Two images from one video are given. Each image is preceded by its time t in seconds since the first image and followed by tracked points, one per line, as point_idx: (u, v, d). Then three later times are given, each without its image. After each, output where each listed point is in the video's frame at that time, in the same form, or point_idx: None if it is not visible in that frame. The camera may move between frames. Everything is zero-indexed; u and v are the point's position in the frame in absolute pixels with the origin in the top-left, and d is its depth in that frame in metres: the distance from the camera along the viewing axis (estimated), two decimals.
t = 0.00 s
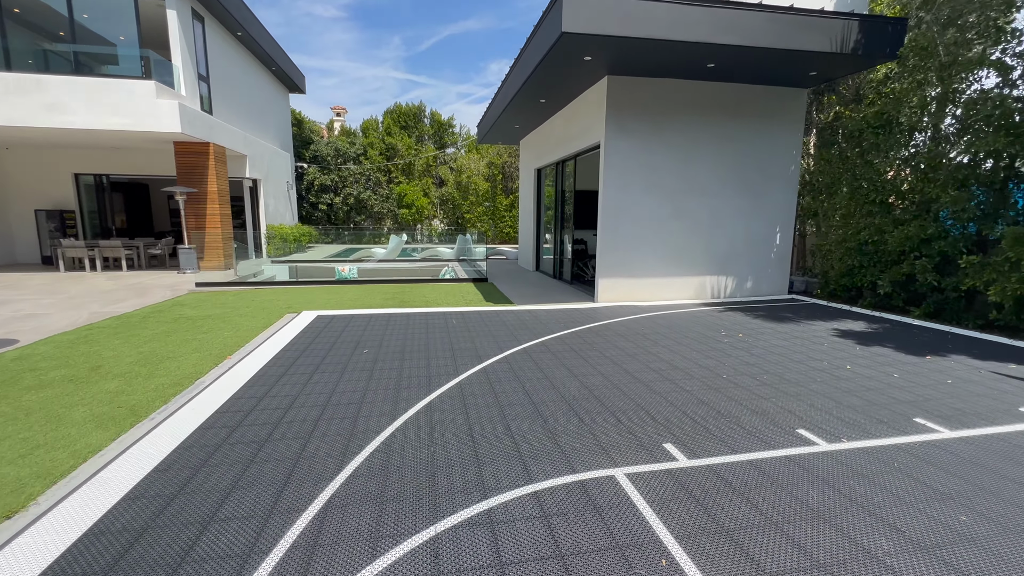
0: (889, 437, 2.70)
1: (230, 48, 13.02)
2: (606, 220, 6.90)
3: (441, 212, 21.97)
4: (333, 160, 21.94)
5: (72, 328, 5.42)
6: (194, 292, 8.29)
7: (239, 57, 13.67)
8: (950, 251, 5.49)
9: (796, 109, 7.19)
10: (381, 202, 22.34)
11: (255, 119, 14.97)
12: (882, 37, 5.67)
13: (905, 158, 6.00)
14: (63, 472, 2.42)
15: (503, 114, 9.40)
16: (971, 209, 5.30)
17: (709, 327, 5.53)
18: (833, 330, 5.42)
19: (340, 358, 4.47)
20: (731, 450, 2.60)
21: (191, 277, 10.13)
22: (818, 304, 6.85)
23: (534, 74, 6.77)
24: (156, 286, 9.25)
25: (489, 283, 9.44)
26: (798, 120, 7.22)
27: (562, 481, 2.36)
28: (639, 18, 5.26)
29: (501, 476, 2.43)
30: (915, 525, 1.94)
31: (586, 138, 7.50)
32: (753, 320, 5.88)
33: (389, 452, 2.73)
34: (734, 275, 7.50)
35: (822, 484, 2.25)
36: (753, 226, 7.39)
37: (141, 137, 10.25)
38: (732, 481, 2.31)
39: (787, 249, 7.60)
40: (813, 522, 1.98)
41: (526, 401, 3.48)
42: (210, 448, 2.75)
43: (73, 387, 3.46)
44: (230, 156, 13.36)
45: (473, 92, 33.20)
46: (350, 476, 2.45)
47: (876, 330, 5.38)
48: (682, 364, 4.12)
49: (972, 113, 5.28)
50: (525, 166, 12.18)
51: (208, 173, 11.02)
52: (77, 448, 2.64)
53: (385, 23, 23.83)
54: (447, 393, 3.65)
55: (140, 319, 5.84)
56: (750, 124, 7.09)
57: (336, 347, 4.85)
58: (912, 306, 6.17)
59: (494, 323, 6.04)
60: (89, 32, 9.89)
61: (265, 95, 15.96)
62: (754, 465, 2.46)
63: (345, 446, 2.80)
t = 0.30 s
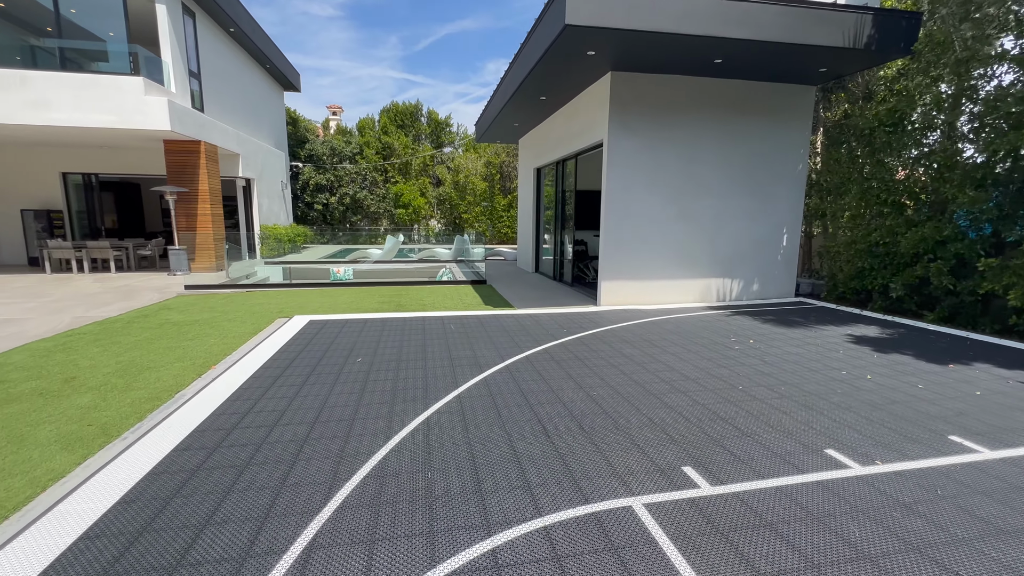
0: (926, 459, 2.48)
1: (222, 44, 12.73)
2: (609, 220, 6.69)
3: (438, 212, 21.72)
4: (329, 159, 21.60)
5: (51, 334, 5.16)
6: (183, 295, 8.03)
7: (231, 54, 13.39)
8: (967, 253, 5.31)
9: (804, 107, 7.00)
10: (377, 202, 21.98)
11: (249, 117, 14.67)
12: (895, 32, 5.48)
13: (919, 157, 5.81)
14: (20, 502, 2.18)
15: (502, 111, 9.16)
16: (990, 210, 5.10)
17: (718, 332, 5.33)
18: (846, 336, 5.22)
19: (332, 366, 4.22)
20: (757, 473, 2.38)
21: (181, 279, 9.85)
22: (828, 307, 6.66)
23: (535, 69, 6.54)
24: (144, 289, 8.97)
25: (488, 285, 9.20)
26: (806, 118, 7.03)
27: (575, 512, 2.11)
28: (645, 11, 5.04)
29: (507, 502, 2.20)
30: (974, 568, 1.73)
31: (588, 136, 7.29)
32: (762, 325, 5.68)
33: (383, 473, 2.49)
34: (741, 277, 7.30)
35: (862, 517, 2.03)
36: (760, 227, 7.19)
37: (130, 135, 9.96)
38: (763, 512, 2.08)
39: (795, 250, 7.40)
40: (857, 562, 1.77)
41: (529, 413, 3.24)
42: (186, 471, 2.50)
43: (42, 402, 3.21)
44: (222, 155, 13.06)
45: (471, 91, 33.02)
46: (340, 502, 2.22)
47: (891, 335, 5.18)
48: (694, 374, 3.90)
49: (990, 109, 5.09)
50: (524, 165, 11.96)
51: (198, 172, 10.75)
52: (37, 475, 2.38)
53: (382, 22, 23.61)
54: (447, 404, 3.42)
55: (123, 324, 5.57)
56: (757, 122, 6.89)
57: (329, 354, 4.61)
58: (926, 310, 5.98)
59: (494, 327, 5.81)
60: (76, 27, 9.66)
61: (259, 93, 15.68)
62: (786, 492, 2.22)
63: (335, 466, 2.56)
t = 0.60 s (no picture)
0: (973, 480, 2.27)
1: (213, 39, 12.43)
2: (613, 219, 6.48)
3: (435, 211, 21.46)
4: (324, 157, 21.26)
5: (27, 340, 4.89)
6: (171, 297, 7.76)
7: (223, 50, 13.09)
8: (985, 253, 5.12)
9: (812, 102, 6.81)
10: (372, 201, 21.63)
11: (241, 114, 14.37)
12: (910, 23, 5.29)
13: (934, 153, 5.63)
14: None
15: (501, 107, 8.92)
16: (1012, 208, 4.91)
17: (727, 335, 5.13)
18: (861, 339, 5.02)
19: (324, 373, 3.98)
20: (793, 498, 2.16)
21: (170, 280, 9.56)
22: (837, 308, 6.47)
23: (536, 62, 6.30)
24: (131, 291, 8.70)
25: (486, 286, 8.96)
26: (815, 114, 6.84)
27: (593, 548, 1.86)
28: None
29: (515, 535, 1.96)
30: None
31: (589, 132, 7.07)
32: (773, 328, 5.47)
33: (377, 495, 2.26)
34: (747, 278, 7.11)
35: (915, 552, 1.81)
36: (767, 226, 7.00)
37: (117, 132, 9.67)
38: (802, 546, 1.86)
39: (802, 251, 7.21)
40: None
41: (535, 425, 3.02)
42: (156, 499, 2.25)
43: (5, 417, 2.95)
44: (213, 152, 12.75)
45: (468, 89, 32.75)
46: (332, 529, 2.01)
47: (908, 339, 4.99)
48: (708, 381, 3.69)
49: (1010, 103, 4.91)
50: (523, 163, 11.72)
51: (188, 170, 10.46)
52: None
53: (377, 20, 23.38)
54: (448, 416, 3.18)
55: (105, 329, 5.31)
56: (765, 117, 6.70)
57: (322, 360, 4.37)
58: (940, 312, 5.80)
59: (494, 331, 5.58)
60: (61, 21, 9.41)
61: (252, 89, 15.37)
62: (825, 521, 1.99)
63: (325, 489, 2.32)
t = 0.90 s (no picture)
0: None
1: (202, 34, 12.11)
2: (616, 219, 6.25)
3: (430, 211, 21.17)
4: (318, 156, 21.07)
5: None
6: (157, 300, 7.47)
7: (213, 45, 12.76)
8: (1005, 254, 4.94)
9: (820, 98, 6.62)
10: (367, 200, 21.33)
11: (232, 112, 14.05)
12: (926, 15, 5.09)
13: (949, 150, 5.44)
14: None
15: (498, 103, 8.68)
16: None
17: (738, 340, 4.91)
18: (877, 344, 4.82)
19: (315, 385, 3.74)
20: (834, 533, 1.94)
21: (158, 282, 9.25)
22: (847, 311, 6.28)
23: (536, 55, 6.06)
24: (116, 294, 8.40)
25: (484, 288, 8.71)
26: (823, 110, 6.65)
27: None
28: None
29: (517, 550, 1.89)
30: None
31: (591, 129, 6.84)
32: (785, 332, 5.25)
33: (369, 529, 2.02)
34: (753, 279, 6.91)
35: None
36: (774, 226, 6.81)
37: (101, 129, 9.35)
38: None
39: (809, 251, 7.01)
40: None
41: (542, 443, 2.79)
42: (119, 537, 1.99)
43: None
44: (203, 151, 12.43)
45: (463, 87, 32.48)
46: (322, 567, 1.80)
47: (925, 344, 4.79)
48: (724, 393, 3.47)
49: None
50: (521, 161, 11.48)
51: (176, 169, 10.17)
52: None
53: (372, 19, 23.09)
54: (448, 432, 2.94)
55: (84, 335, 5.03)
56: (772, 113, 6.51)
57: (312, 370, 4.12)
58: (954, 315, 5.64)
59: (494, 336, 5.34)
60: (40, 12, 8.98)
61: (243, 86, 15.04)
62: (879, 561, 1.76)
63: (310, 522, 2.07)
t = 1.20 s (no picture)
0: None
1: (189, 29, 11.78)
2: (619, 217, 6.02)
3: (425, 211, 20.91)
4: (311, 155, 20.73)
5: None
6: (139, 304, 7.16)
7: (201, 40, 12.43)
8: None
9: (825, 93, 6.44)
10: (361, 200, 21.00)
11: (221, 110, 13.72)
12: (941, 5, 4.89)
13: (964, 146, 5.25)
14: None
15: (495, 99, 8.43)
16: None
17: (748, 344, 4.69)
18: (894, 348, 4.61)
19: (301, 397, 3.47)
20: (880, 569, 1.73)
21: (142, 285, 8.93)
22: (856, 312, 6.09)
23: (535, 47, 5.82)
24: (99, 297, 8.06)
25: (481, 289, 8.45)
26: (829, 105, 6.48)
27: None
28: None
29: (510, 549, 1.89)
30: None
31: (591, 125, 6.62)
32: (795, 335, 5.04)
33: (356, 570, 1.79)
34: (759, 279, 6.70)
35: None
36: (780, 224, 6.61)
37: (83, 126, 9.01)
38: None
39: (816, 251, 6.82)
40: None
41: (548, 463, 2.54)
42: (81, 571, 1.81)
43: None
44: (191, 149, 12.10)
45: (458, 86, 32.23)
46: None
47: (943, 346, 4.60)
48: (740, 404, 3.23)
49: None
50: (518, 159, 11.24)
51: (162, 167, 9.84)
52: None
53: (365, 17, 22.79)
54: (445, 451, 2.70)
55: (56, 343, 4.74)
56: (777, 109, 6.33)
57: (298, 380, 3.85)
58: (968, 316, 5.46)
59: (492, 340, 5.09)
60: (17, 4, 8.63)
61: (233, 83, 14.70)
62: None
63: (293, 551, 1.89)
